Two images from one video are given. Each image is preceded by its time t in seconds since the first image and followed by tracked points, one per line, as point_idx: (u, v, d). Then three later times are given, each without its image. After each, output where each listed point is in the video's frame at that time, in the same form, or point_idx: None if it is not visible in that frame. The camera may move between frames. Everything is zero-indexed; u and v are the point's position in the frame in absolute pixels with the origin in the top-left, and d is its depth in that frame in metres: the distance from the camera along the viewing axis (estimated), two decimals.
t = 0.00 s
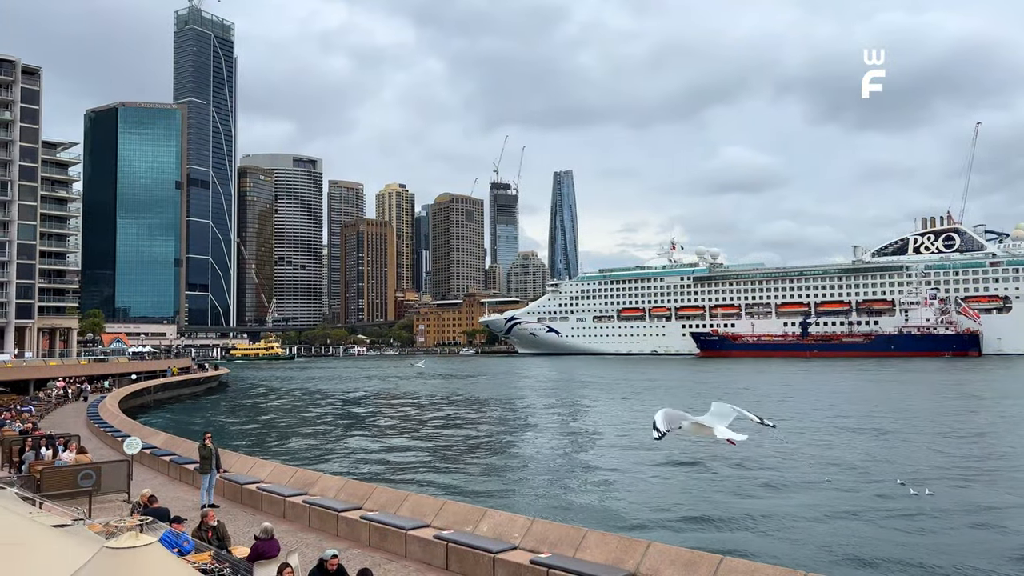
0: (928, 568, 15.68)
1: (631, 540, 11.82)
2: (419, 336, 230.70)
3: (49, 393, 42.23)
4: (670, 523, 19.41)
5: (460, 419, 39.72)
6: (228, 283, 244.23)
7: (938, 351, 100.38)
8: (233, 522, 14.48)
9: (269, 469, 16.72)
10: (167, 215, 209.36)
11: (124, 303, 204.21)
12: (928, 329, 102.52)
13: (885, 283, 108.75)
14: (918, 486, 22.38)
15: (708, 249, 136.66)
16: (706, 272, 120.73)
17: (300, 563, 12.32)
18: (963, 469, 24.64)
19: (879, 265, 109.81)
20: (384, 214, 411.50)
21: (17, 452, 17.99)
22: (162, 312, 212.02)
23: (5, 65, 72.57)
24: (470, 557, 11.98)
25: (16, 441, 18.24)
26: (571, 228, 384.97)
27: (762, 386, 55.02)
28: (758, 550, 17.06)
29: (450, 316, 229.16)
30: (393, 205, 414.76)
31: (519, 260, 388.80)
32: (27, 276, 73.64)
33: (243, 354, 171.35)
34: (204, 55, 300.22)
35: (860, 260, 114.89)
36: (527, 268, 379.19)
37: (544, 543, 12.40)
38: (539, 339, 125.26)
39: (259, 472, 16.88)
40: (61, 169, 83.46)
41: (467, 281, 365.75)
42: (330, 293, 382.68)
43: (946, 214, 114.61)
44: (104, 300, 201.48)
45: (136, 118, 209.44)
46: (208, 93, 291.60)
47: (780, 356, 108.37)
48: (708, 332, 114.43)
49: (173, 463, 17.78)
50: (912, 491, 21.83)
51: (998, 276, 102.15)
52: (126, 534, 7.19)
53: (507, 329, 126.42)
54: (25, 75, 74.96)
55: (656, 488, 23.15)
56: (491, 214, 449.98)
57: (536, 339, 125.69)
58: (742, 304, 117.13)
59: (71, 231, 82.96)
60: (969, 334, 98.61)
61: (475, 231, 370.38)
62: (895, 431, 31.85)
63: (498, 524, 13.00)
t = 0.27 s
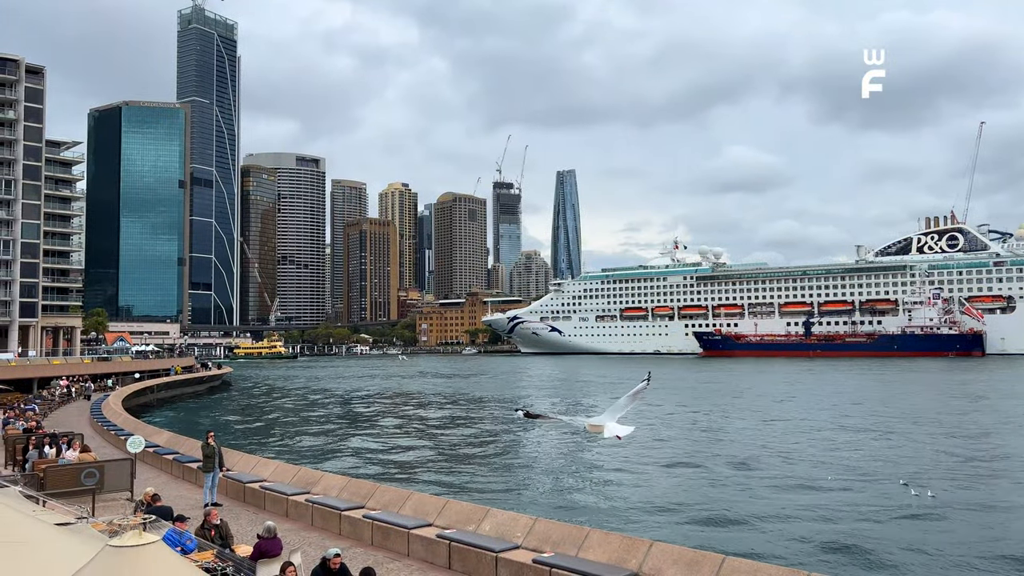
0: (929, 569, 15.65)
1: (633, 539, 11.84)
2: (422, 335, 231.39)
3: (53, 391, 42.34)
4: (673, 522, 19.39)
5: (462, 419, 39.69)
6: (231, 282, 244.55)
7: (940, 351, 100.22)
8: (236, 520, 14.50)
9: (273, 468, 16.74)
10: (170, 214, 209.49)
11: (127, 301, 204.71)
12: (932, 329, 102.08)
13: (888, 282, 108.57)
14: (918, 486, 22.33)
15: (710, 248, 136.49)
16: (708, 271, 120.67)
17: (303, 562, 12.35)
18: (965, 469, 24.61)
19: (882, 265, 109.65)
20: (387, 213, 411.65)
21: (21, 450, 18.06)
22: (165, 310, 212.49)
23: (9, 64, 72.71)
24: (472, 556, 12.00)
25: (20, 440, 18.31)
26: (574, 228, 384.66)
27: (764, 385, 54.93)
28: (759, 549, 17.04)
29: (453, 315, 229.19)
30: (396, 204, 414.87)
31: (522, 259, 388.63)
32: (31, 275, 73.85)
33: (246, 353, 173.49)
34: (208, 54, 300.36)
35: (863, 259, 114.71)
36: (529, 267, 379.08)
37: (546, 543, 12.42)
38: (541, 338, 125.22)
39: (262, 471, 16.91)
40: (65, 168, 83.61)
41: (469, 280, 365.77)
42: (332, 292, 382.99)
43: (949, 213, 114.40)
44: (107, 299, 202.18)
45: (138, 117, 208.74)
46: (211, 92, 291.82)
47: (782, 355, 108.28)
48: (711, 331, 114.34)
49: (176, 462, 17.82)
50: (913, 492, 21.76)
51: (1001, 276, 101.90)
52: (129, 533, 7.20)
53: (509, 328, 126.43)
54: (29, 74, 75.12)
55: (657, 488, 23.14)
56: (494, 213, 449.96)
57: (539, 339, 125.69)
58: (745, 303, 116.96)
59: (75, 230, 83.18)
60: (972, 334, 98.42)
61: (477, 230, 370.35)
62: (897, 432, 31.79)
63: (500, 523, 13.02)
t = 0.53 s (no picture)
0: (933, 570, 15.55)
1: (635, 539, 11.85)
2: (424, 334, 231.54)
3: (56, 390, 42.44)
4: (674, 522, 19.35)
5: (464, 418, 39.69)
6: (234, 281, 244.79)
7: (943, 350, 100.06)
8: (238, 519, 14.51)
9: (274, 467, 16.75)
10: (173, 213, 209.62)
11: (129, 300, 205.00)
12: (934, 329, 102.74)
13: (891, 282, 108.37)
14: (919, 487, 22.23)
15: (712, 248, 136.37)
16: (711, 271, 120.60)
17: (305, 561, 12.38)
18: (968, 469, 24.52)
19: (885, 265, 109.48)
20: (389, 212, 411.70)
21: (24, 449, 18.09)
22: (167, 309, 212.75)
23: (12, 63, 72.82)
24: (474, 555, 12.01)
25: (23, 438, 18.34)
26: (576, 228, 384.36)
27: (767, 385, 54.88)
28: (761, 551, 16.95)
29: (455, 315, 229.12)
30: (398, 204, 414.81)
31: (524, 258, 388.45)
32: (34, 273, 73.95)
33: (249, 353, 173.84)
34: (211, 53, 300.56)
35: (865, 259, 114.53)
36: (531, 267, 378.93)
37: (548, 542, 12.44)
38: (543, 338, 125.09)
39: (264, 470, 16.93)
40: (68, 167, 83.70)
41: (471, 279, 365.72)
42: (335, 291, 383.25)
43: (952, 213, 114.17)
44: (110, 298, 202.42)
45: (141, 116, 208.87)
46: (214, 91, 292.01)
47: (785, 355, 108.21)
48: (713, 331, 114.30)
49: (178, 461, 17.84)
50: (913, 492, 21.69)
51: (1005, 276, 101.63)
52: (132, 532, 7.22)
53: (511, 327, 126.36)
54: (32, 73, 75.23)
55: (659, 488, 23.10)
56: (496, 213, 449.86)
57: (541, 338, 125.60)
58: (747, 303, 116.93)
59: (78, 229, 83.29)
60: (975, 334, 98.28)
61: (480, 229, 370.18)
62: (898, 432, 31.71)
63: (503, 522, 13.02)
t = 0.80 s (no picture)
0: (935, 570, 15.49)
1: (636, 538, 11.87)
2: (425, 333, 231.58)
3: (58, 388, 42.51)
4: (675, 522, 19.32)
5: (466, 417, 39.73)
6: (235, 280, 244.85)
7: (945, 350, 99.97)
8: (240, 518, 14.52)
9: (276, 466, 16.76)
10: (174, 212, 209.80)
11: (131, 299, 204.98)
12: (936, 328, 102.98)
13: (893, 282, 108.22)
14: (921, 487, 22.18)
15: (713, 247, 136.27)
16: (712, 270, 120.60)
17: (306, 559, 12.40)
18: (969, 469, 24.47)
19: (886, 265, 109.37)
20: (390, 212, 411.67)
21: (26, 448, 18.11)
22: (169, 308, 212.77)
23: (15, 62, 72.90)
24: (476, 554, 12.02)
25: (26, 436, 18.37)
26: (578, 227, 384.16)
27: (768, 385, 54.85)
28: (762, 550, 16.93)
29: (456, 314, 229.09)
30: (400, 203, 414.77)
31: (526, 258, 388.31)
32: (36, 272, 74.00)
33: (250, 352, 174.01)
34: (212, 52, 300.69)
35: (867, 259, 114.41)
36: (533, 266, 378.73)
37: (549, 541, 12.46)
38: (545, 337, 124.97)
39: (266, 469, 16.93)
40: (70, 166, 83.76)
41: (473, 278, 365.65)
42: (336, 290, 383.32)
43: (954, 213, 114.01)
44: (112, 296, 202.31)
45: (144, 115, 209.26)
46: (216, 90, 292.17)
47: (786, 355, 108.16)
48: (715, 330, 114.30)
49: (180, 460, 17.84)
50: (913, 493, 21.66)
51: (1007, 276, 101.47)
52: (134, 530, 7.25)
53: (513, 327, 126.31)
54: (34, 72, 75.30)
55: (660, 487, 23.07)
56: (498, 212, 449.64)
57: (543, 338, 125.52)
58: (749, 302, 116.93)
59: (79, 228, 83.35)
60: (977, 334, 98.21)
61: (481, 229, 370.06)
62: (900, 432, 31.65)
63: (504, 521, 13.04)
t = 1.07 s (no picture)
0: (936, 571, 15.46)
1: (636, 538, 11.87)
2: (426, 332, 231.63)
3: (59, 387, 42.50)
4: (676, 522, 19.27)
5: (466, 416, 39.80)
6: (236, 279, 244.91)
7: (946, 350, 100.05)
8: (240, 518, 14.50)
9: (276, 465, 16.75)
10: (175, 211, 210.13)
11: (132, 298, 205.01)
12: (936, 328, 103.12)
13: (893, 282, 108.17)
14: (921, 487, 22.15)
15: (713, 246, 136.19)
16: (712, 270, 120.64)
17: (306, 559, 12.38)
18: (970, 469, 24.43)
19: (887, 264, 109.37)
20: (391, 211, 411.76)
21: (27, 446, 18.09)
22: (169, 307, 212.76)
23: (15, 61, 72.88)
24: (476, 552, 12.02)
25: (27, 435, 18.33)
26: (578, 226, 384.07)
27: (768, 384, 54.82)
28: (762, 550, 16.89)
29: (457, 313, 229.14)
30: (400, 202, 414.87)
31: (526, 257, 388.29)
32: (37, 271, 74.03)
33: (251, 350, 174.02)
34: (213, 51, 300.88)
35: (867, 259, 114.39)
36: (533, 266, 378.83)
37: (549, 540, 12.48)
38: (545, 336, 124.89)
39: (266, 468, 16.91)
40: (70, 165, 83.72)
41: (473, 278, 365.68)
42: (337, 289, 383.50)
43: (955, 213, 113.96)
44: (113, 295, 202.25)
45: (144, 114, 209.46)
46: (216, 89, 292.20)
47: (787, 355, 108.13)
48: (715, 330, 114.34)
49: (180, 459, 17.82)
50: (914, 492, 21.60)
51: (1007, 276, 101.41)
52: (135, 528, 7.27)
53: (513, 326, 126.22)
54: (34, 71, 75.33)
55: (661, 486, 23.07)
56: (498, 211, 449.63)
57: (543, 337, 125.45)
58: (749, 302, 116.90)
59: (80, 226, 83.37)
60: (977, 334, 98.22)
61: (482, 228, 369.98)
62: (901, 431, 31.63)
63: (504, 520, 13.03)
